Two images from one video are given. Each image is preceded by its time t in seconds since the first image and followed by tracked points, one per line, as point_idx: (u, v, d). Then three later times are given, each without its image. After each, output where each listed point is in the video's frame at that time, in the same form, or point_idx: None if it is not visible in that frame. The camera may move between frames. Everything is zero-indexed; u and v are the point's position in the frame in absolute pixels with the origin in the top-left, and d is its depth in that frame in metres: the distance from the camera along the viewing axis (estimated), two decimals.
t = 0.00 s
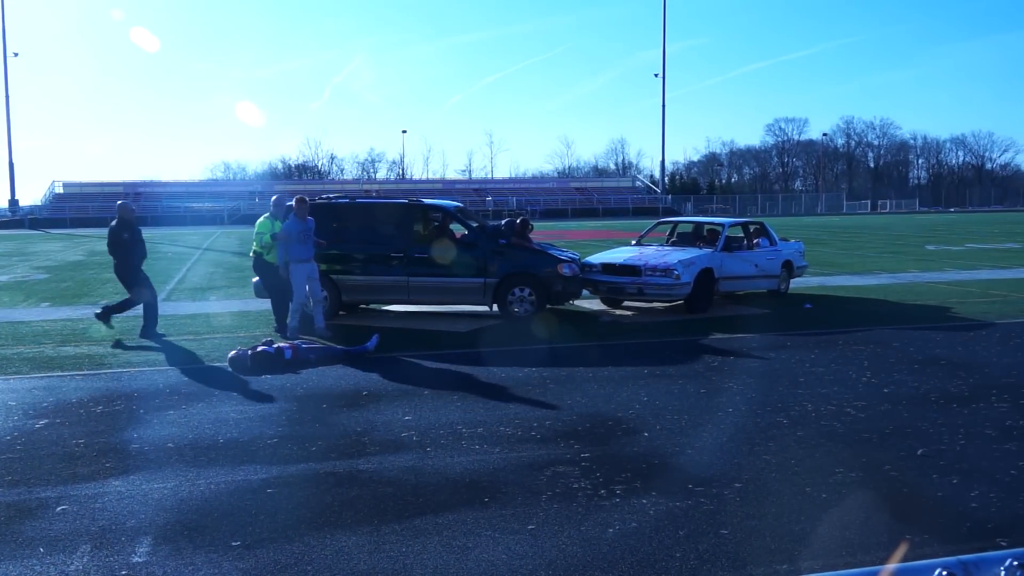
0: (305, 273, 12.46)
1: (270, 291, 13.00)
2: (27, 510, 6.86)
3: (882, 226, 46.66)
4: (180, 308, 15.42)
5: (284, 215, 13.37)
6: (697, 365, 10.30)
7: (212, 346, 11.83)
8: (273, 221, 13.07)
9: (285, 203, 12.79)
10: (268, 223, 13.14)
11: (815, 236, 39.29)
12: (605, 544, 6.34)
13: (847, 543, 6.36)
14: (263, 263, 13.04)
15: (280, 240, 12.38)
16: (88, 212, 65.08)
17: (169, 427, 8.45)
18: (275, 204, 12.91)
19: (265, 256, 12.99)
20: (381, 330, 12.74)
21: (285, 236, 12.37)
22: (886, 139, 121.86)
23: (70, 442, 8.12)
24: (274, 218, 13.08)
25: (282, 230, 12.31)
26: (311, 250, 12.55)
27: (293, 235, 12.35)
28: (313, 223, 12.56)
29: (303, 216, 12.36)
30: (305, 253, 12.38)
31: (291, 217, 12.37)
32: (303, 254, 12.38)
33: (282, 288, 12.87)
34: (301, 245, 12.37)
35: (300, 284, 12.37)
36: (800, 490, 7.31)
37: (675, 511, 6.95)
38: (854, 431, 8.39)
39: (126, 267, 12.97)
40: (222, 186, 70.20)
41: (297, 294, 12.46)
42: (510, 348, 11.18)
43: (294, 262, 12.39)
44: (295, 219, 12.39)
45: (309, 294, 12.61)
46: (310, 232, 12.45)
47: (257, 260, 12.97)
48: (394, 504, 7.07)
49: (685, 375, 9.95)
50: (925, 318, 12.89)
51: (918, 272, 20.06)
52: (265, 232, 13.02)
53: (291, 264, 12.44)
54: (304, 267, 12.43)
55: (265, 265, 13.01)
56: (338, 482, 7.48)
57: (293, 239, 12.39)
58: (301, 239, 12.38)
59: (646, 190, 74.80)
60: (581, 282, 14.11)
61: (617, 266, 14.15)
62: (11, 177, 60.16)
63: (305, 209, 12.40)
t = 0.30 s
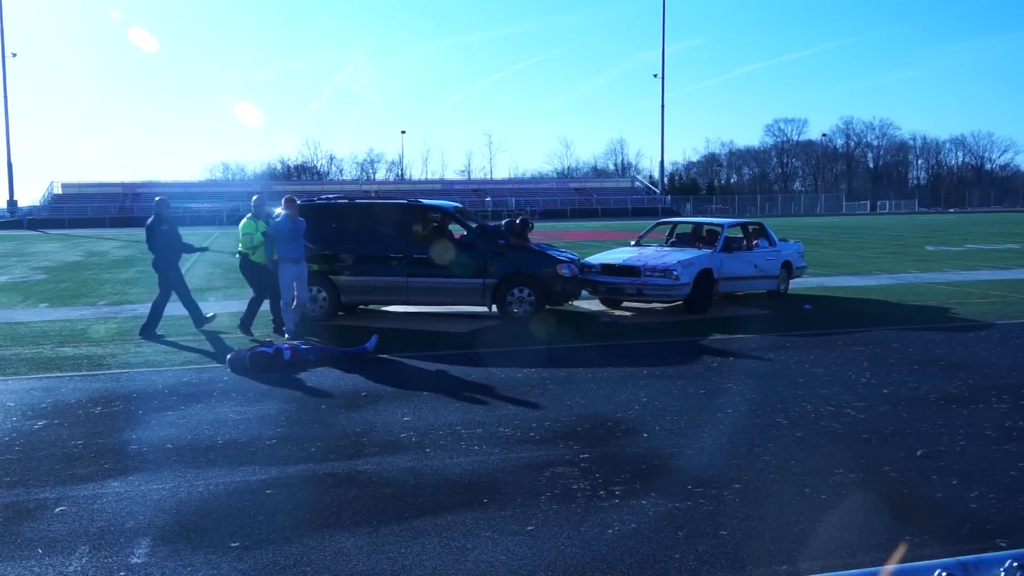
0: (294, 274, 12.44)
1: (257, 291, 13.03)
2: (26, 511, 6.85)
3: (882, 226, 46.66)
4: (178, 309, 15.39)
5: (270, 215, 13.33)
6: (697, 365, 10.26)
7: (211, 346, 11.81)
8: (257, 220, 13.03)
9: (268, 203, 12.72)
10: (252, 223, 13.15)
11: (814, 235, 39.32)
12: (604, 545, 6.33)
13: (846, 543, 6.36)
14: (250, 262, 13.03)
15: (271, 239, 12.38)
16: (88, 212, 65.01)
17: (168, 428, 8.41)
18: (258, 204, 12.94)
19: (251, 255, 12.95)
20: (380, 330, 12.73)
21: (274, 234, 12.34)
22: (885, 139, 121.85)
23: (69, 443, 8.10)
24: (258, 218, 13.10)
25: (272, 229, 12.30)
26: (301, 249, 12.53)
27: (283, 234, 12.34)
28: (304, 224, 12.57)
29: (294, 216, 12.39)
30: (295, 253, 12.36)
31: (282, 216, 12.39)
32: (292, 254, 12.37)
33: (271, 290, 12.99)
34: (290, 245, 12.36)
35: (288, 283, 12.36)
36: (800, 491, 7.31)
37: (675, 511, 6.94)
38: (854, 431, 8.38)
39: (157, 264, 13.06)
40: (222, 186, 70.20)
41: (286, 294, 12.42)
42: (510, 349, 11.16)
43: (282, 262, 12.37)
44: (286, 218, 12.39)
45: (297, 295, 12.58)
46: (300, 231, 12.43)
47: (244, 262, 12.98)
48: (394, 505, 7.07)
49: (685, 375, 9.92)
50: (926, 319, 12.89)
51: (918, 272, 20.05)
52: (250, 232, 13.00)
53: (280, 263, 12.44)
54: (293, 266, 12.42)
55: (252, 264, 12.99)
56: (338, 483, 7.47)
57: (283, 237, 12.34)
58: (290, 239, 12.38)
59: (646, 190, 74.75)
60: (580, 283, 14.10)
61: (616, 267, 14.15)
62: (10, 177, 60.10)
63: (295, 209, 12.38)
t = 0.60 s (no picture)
0: (279, 278, 12.24)
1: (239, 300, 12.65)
2: (15, 523, 6.62)
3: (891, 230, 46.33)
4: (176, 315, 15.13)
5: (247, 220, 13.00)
6: (707, 372, 9.97)
7: (207, 352, 11.58)
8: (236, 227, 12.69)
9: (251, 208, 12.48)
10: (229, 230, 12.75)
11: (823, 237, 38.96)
12: (613, 557, 6.08)
13: (863, 556, 6.11)
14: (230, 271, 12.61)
15: (256, 243, 12.18)
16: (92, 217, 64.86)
17: (162, 437, 8.14)
18: (237, 211, 12.62)
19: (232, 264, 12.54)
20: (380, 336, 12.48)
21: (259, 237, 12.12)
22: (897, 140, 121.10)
23: (59, 453, 7.85)
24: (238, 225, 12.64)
25: (258, 232, 12.14)
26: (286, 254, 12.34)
27: (268, 238, 12.18)
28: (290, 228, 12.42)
29: (280, 221, 12.22)
30: (280, 257, 12.20)
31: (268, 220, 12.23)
32: (277, 258, 12.20)
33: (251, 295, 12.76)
34: (276, 249, 12.20)
35: (275, 287, 12.16)
36: (812, 502, 7.06)
37: (684, 523, 6.69)
38: (869, 441, 8.12)
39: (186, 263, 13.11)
40: (226, 188, 69.91)
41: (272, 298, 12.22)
42: (514, 355, 10.89)
43: (267, 266, 12.19)
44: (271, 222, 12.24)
45: (283, 300, 12.37)
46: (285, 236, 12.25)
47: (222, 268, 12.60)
48: (394, 516, 6.82)
49: (694, 381, 9.64)
50: (940, 325, 12.62)
51: (934, 276, 19.76)
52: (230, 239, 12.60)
53: (265, 268, 12.26)
54: (279, 270, 12.22)
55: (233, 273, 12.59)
56: (337, 493, 7.23)
57: (268, 241, 12.16)
58: (275, 242, 12.23)
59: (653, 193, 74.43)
60: (586, 287, 13.84)
61: (623, 270, 13.89)
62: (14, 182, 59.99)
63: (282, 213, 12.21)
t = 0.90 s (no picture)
0: (245, 281, 11.79)
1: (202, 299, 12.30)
2: None
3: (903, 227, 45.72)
4: (168, 317, 14.68)
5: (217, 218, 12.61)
6: (719, 376, 9.49)
7: (196, 355, 11.14)
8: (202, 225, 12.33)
9: (217, 206, 12.16)
10: (194, 227, 12.37)
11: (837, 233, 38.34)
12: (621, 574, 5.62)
13: (889, 573, 5.65)
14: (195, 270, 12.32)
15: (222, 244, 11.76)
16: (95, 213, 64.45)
17: (143, 445, 7.69)
18: (205, 206, 12.24)
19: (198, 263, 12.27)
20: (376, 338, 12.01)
21: (224, 239, 11.69)
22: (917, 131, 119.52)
23: (34, 463, 7.41)
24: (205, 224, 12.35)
25: (224, 234, 11.70)
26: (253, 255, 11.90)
27: (234, 239, 11.74)
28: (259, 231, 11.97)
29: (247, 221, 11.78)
30: (246, 260, 11.74)
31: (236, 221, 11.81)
32: (244, 260, 11.74)
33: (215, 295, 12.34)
34: (243, 251, 11.75)
35: (240, 290, 11.72)
36: (831, 515, 6.60)
37: (696, 537, 6.23)
38: (890, 450, 7.65)
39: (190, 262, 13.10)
40: (228, 180, 69.11)
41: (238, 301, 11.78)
42: (516, 359, 10.41)
43: (233, 268, 11.74)
44: (239, 223, 11.82)
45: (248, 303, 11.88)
46: (252, 237, 11.81)
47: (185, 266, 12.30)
48: (388, 530, 6.36)
49: (704, 386, 9.16)
50: (960, 327, 12.14)
51: (958, 277, 19.24)
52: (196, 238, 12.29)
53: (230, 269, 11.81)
54: (244, 273, 11.77)
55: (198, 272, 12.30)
56: (326, 506, 6.78)
57: (233, 242, 11.72)
58: (241, 245, 11.78)
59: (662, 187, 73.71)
60: (590, 287, 13.34)
61: (630, 269, 13.41)
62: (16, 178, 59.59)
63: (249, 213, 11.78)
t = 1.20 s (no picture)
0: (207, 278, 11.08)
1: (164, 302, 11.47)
2: None
3: (923, 224, 44.67)
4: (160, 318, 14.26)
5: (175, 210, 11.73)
6: (731, 382, 9.04)
7: (184, 357, 10.73)
8: (159, 219, 11.41)
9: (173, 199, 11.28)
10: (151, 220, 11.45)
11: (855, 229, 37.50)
12: None
13: None
14: (152, 268, 11.41)
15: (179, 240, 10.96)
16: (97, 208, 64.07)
17: (121, 455, 7.27)
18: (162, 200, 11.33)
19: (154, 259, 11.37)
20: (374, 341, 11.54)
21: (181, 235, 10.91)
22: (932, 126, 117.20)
23: (7, 473, 6.99)
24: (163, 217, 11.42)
25: (180, 227, 10.89)
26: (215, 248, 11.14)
27: (192, 233, 10.94)
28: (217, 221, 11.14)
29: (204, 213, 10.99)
30: (207, 254, 11.00)
31: (190, 212, 11.00)
32: (205, 255, 11.01)
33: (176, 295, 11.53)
34: (202, 245, 11.00)
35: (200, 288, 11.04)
36: (851, 529, 6.16)
37: (707, 552, 5.81)
38: (913, 459, 7.20)
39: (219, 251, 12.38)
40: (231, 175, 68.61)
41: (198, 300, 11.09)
42: (516, 363, 9.93)
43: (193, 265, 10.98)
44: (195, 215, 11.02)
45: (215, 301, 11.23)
46: (209, 229, 11.02)
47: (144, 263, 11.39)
48: (379, 545, 5.94)
49: (716, 392, 8.71)
50: (982, 329, 11.69)
51: (981, 276, 18.73)
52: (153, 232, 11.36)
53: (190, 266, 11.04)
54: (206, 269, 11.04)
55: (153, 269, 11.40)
56: (314, 519, 6.35)
57: (192, 237, 10.94)
58: (201, 238, 11.00)
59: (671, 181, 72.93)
60: (595, 287, 12.65)
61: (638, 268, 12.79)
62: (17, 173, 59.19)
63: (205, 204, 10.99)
